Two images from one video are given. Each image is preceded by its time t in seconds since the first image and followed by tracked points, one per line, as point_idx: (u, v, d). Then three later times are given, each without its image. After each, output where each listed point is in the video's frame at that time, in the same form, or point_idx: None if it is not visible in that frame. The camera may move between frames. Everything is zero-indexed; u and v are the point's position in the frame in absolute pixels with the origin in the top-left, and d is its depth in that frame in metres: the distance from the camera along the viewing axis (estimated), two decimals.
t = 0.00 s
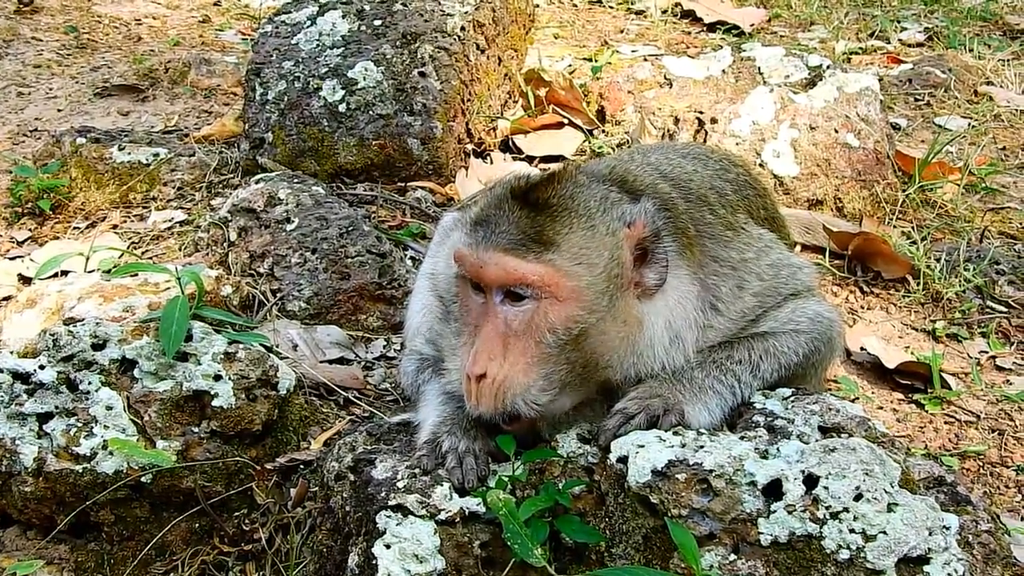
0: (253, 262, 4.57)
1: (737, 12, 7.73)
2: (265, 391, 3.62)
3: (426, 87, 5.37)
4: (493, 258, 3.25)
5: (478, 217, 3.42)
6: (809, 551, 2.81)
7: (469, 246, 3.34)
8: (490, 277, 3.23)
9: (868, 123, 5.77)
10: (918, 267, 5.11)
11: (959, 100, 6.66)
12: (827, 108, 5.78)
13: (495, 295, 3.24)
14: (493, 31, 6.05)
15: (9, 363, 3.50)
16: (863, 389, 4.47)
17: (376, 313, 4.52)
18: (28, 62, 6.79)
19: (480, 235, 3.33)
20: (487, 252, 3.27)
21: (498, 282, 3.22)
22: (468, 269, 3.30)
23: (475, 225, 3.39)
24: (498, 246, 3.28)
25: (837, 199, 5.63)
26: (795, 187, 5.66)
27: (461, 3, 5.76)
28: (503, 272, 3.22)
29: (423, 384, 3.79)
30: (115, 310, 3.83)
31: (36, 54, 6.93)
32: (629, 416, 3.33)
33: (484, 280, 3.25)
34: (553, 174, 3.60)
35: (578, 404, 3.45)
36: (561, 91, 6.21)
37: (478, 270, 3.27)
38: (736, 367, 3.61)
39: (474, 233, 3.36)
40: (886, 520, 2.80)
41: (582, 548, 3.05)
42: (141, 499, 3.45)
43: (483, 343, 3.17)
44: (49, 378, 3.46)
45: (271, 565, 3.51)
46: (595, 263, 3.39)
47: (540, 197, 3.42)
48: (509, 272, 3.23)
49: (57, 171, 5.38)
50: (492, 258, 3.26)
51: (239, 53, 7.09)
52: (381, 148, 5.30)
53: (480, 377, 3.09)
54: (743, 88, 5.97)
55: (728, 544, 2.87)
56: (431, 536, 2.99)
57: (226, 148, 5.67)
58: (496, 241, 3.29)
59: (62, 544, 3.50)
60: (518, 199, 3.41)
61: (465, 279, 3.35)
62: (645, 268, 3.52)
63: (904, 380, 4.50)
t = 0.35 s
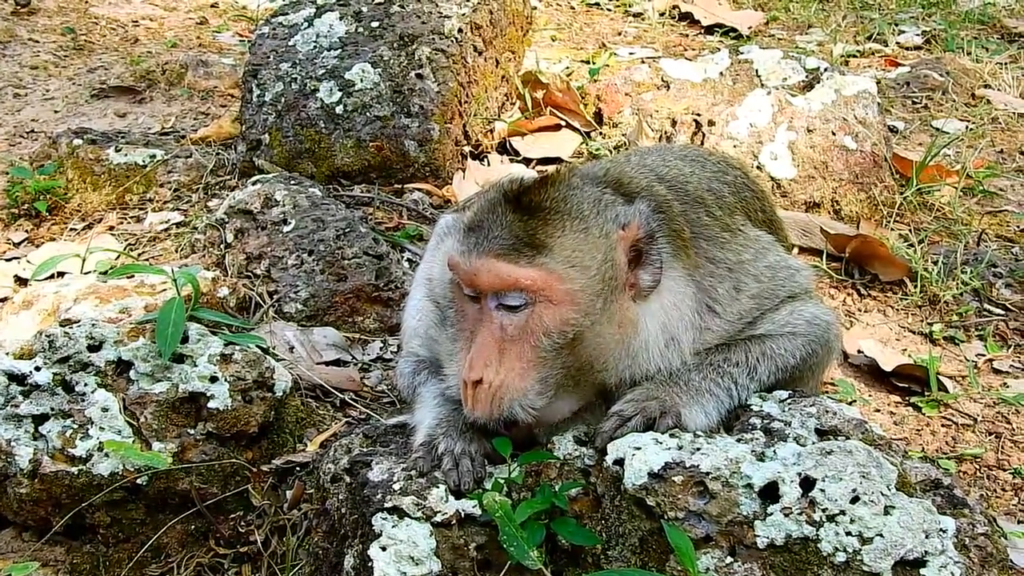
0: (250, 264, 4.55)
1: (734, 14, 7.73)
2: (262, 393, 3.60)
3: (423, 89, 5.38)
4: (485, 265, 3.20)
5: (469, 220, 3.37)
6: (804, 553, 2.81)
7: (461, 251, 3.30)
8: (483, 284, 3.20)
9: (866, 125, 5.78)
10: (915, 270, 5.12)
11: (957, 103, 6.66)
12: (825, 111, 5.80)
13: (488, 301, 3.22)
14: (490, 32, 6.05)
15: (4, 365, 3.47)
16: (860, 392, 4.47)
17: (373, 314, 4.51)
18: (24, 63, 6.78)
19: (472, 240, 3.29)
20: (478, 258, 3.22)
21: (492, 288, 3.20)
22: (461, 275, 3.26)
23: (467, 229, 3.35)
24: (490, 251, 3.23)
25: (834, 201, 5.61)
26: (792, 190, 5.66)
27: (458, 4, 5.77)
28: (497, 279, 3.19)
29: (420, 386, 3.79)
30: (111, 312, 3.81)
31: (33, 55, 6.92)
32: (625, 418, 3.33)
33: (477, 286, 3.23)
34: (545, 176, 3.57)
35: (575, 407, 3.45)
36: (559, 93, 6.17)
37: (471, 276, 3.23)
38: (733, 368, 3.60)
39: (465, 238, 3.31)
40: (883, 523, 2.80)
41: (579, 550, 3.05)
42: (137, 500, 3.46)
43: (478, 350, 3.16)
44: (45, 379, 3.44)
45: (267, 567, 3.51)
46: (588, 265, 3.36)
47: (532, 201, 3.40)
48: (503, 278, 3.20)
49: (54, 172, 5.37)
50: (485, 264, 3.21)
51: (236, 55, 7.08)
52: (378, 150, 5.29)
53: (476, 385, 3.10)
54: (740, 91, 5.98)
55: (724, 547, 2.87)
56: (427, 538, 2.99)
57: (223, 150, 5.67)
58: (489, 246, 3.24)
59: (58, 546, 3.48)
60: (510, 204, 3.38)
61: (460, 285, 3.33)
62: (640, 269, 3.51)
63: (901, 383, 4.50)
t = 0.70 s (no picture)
0: (243, 265, 4.55)
1: (729, 16, 7.73)
2: (255, 394, 3.59)
3: (417, 90, 5.36)
4: (478, 274, 3.20)
5: (462, 228, 3.36)
6: (797, 555, 2.80)
7: (453, 261, 3.29)
8: (477, 293, 3.19)
9: (860, 127, 5.79)
10: (909, 272, 5.11)
11: (951, 105, 6.67)
12: (818, 113, 5.79)
13: (482, 309, 3.21)
14: (485, 33, 6.04)
15: None
16: (853, 394, 4.46)
17: (366, 316, 4.50)
18: (19, 64, 6.77)
19: (464, 249, 3.28)
20: (471, 267, 3.22)
21: (485, 297, 3.19)
22: (454, 283, 3.25)
23: (459, 237, 3.34)
24: (483, 260, 3.22)
25: (828, 203, 5.63)
26: (786, 191, 5.66)
27: (452, 6, 5.73)
28: (490, 288, 3.18)
29: (413, 387, 3.79)
30: (103, 313, 3.80)
31: (27, 55, 6.92)
32: (618, 419, 3.32)
33: (471, 295, 3.22)
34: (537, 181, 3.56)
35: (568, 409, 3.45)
36: (553, 94, 6.20)
37: (464, 285, 3.22)
38: (726, 370, 3.59)
39: (457, 247, 3.31)
40: (875, 524, 2.80)
41: (571, 553, 3.05)
42: (129, 502, 3.44)
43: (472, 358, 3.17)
44: (38, 380, 3.43)
45: (259, 569, 3.50)
46: (581, 271, 3.36)
47: (524, 207, 3.38)
48: (496, 287, 3.19)
49: (47, 173, 5.36)
50: (478, 273, 3.21)
51: (231, 56, 7.07)
52: (372, 151, 5.29)
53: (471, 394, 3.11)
54: (734, 92, 5.97)
55: (717, 548, 2.86)
56: (420, 539, 2.98)
57: (217, 151, 5.66)
58: (481, 255, 3.24)
59: (50, 548, 3.46)
60: (502, 211, 3.37)
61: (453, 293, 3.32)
62: (631, 273, 3.52)
63: (894, 385, 4.49)
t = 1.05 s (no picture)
0: (239, 267, 4.54)
1: (725, 17, 7.74)
2: (251, 397, 3.59)
3: (413, 92, 5.37)
4: (472, 288, 3.21)
5: (454, 242, 3.36)
6: (793, 556, 2.80)
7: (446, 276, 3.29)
8: (471, 307, 3.20)
9: (856, 127, 5.79)
10: (906, 273, 5.11)
11: (947, 105, 6.67)
12: (814, 114, 5.79)
13: (477, 323, 3.22)
14: (480, 35, 6.04)
15: None
16: (850, 395, 4.46)
17: (363, 318, 4.50)
18: (14, 67, 6.77)
19: (457, 263, 3.28)
20: (465, 281, 3.23)
21: (480, 311, 3.20)
22: (448, 298, 3.25)
23: (452, 251, 3.34)
24: (477, 274, 3.23)
25: (824, 204, 5.64)
26: (783, 192, 5.65)
27: (447, 7, 5.74)
28: (484, 302, 3.19)
29: (409, 389, 3.79)
30: (99, 315, 3.80)
31: (23, 58, 6.91)
32: (615, 421, 3.33)
33: (465, 309, 3.23)
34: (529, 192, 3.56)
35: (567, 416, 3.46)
36: (549, 96, 6.19)
37: (458, 300, 3.23)
38: (722, 372, 3.60)
39: (451, 261, 3.31)
40: (871, 526, 2.80)
41: (568, 554, 3.04)
42: (126, 504, 3.45)
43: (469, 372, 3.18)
44: (34, 383, 3.42)
45: (256, 571, 3.50)
46: (576, 283, 3.36)
47: (517, 219, 3.38)
48: (491, 301, 3.20)
49: (43, 175, 5.36)
50: (472, 287, 3.21)
51: (227, 57, 7.07)
52: (368, 153, 5.29)
53: (468, 407, 3.13)
54: (731, 93, 5.96)
55: (713, 550, 2.85)
56: (416, 542, 2.98)
57: (213, 153, 5.65)
58: (475, 268, 3.24)
59: (46, 551, 3.46)
60: (495, 224, 3.36)
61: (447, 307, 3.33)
62: (626, 280, 3.52)
63: (890, 386, 4.49)
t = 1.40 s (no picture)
0: (237, 270, 4.55)
1: (722, 19, 7.75)
2: (249, 400, 3.59)
3: (410, 95, 5.38)
4: (478, 313, 3.21)
5: (453, 264, 3.34)
6: (791, 558, 2.80)
7: (448, 300, 3.28)
8: (478, 331, 3.21)
9: (852, 130, 5.80)
10: (902, 275, 5.13)
11: (943, 107, 6.68)
12: (811, 116, 5.79)
13: (485, 346, 3.24)
14: (477, 38, 6.05)
15: None
16: (847, 396, 4.47)
17: (360, 321, 4.49)
18: (11, 71, 6.77)
19: (460, 287, 3.27)
20: (470, 306, 3.23)
21: (488, 334, 3.21)
22: (454, 323, 3.26)
23: (452, 274, 3.32)
24: (482, 298, 3.22)
25: (821, 206, 5.65)
26: (779, 195, 5.66)
27: (445, 11, 5.75)
28: (491, 326, 3.20)
29: (406, 393, 3.79)
30: (98, 319, 3.80)
31: (20, 62, 6.91)
32: (612, 423, 3.34)
33: (472, 333, 3.23)
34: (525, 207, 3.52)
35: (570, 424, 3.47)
36: (546, 98, 6.18)
37: (464, 325, 3.23)
38: (720, 375, 3.61)
39: (452, 285, 3.29)
40: (869, 527, 2.80)
41: (565, 556, 3.03)
42: (124, 508, 3.46)
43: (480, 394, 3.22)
44: (32, 387, 3.41)
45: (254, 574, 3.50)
46: (581, 300, 3.36)
47: (516, 239, 3.35)
48: (498, 324, 3.21)
49: (41, 180, 5.36)
50: (477, 312, 3.21)
51: (224, 61, 7.08)
52: (366, 156, 5.28)
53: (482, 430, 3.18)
54: (727, 95, 6.00)
55: (711, 552, 2.86)
56: (414, 545, 2.99)
57: (210, 157, 5.66)
58: (479, 293, 3.23)
59: (45, 555, 3.44)
60: (494, 245, 3.33)
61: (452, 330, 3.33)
62: (625, 288, 3.53)
63: (887, 388, 4.48)
